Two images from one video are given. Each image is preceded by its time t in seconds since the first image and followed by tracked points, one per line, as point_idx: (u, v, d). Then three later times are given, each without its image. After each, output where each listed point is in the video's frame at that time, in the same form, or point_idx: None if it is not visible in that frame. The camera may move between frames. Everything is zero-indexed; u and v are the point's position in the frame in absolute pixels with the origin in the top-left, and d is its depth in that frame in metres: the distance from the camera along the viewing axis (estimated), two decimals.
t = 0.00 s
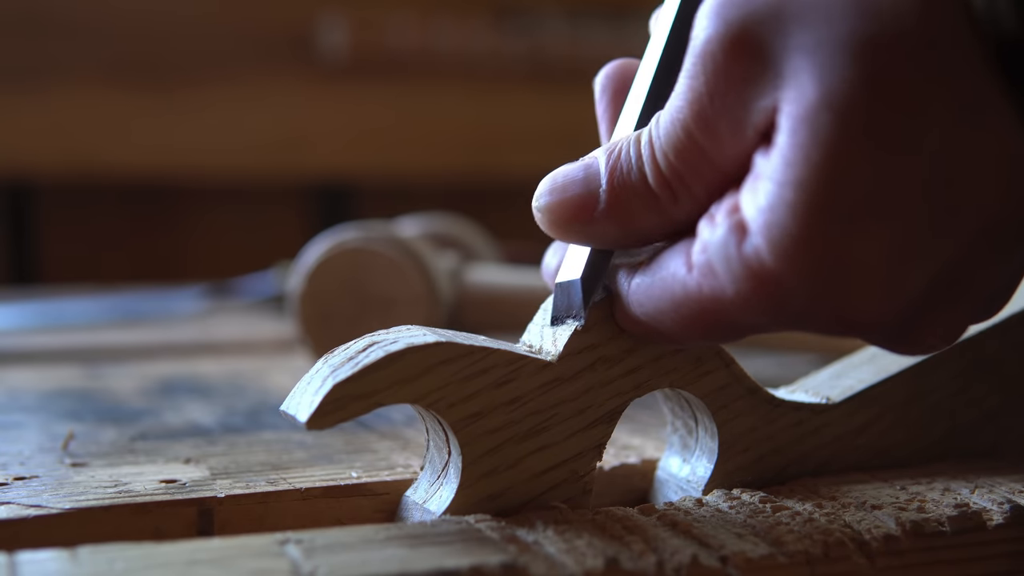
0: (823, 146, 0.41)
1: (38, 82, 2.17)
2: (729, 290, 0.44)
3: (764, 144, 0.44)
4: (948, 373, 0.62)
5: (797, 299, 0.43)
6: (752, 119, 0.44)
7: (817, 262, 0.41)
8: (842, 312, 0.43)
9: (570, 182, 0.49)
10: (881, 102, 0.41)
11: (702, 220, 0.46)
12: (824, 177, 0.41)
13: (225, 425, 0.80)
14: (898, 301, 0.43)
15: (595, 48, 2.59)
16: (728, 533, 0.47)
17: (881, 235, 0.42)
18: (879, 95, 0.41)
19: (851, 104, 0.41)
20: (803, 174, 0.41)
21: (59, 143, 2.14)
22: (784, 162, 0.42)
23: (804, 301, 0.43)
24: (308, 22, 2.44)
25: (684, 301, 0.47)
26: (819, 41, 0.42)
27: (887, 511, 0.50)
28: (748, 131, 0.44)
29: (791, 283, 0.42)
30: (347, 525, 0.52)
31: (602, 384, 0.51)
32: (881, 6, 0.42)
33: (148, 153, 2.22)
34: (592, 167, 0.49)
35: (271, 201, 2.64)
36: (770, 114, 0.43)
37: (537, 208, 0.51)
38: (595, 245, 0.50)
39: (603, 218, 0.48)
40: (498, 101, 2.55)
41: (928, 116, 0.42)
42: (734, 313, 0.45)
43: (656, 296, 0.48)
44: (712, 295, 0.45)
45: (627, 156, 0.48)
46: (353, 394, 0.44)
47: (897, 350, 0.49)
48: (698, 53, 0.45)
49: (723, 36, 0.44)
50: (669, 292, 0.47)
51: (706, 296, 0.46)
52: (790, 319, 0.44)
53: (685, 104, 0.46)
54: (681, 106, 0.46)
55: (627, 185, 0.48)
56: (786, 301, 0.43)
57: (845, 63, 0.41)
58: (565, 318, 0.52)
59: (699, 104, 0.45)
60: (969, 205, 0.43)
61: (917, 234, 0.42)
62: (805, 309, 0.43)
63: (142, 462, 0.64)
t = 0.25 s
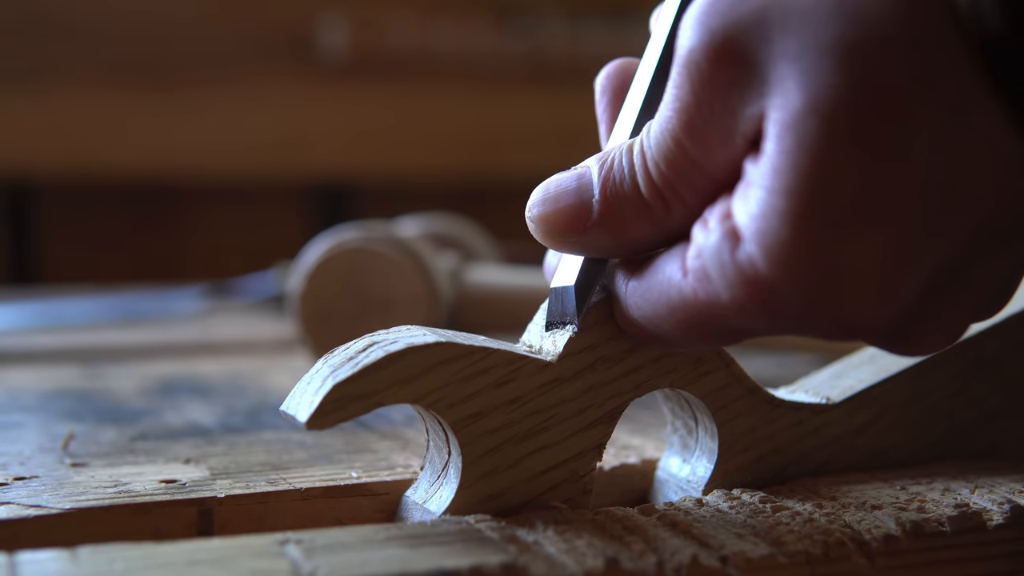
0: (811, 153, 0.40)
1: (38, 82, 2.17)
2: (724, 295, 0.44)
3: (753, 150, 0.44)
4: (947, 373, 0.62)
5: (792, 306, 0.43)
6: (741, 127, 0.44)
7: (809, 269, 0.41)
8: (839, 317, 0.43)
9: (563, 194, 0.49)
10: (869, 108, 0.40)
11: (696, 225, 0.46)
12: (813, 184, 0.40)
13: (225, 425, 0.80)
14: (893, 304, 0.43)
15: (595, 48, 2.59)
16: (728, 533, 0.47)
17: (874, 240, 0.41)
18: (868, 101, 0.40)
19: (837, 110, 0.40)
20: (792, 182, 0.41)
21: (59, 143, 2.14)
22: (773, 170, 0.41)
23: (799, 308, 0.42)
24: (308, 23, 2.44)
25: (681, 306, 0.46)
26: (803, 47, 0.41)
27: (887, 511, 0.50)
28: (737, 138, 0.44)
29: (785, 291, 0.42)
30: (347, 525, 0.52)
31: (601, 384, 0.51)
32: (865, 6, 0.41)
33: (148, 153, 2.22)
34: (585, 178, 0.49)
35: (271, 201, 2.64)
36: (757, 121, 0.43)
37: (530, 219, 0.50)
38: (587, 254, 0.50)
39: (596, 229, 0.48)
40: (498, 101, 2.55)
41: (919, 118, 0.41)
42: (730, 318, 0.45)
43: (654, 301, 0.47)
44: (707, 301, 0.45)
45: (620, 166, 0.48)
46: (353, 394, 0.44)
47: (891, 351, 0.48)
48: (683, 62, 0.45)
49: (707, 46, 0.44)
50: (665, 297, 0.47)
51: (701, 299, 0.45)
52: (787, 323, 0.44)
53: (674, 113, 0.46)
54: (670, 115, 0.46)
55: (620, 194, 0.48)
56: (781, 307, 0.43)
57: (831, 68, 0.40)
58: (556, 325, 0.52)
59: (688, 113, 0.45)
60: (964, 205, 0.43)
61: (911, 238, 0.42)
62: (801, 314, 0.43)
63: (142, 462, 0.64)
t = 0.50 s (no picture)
0: (794, 166, 0.40)
1: (39, 82, 2.17)
2: (713, 307, 0.43)
3: (738, 164, 0.44)
4: (946, 373, 0.62)
5: (781, 319, 0.42)
6: (726, 140, 0.44)
7: (796, 281, 0.40)
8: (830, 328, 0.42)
9: (551, 210, 0.48)
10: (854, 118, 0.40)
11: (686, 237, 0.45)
12: (797, 195, 0.40)
13: (225, 425, 0.80)
14: (880, 314, 0.43)
15: (595, 48, 2.59)
16: (727, 533, 0.47)
17: (860, 250, 0.41)
18: (852, 111, 0.40)
19: (822, 121, 0.40)
20: (777, 194, 0.40)
21: (59, 143, 2.14)
22: (758, 181, 0.41)
23: (789, 320, 0.42)
24: (308, 22, 2.44)
25: (673, 316, 0.46)
26: (788, 58, 0.42)
27: (887, 511, 0.50)
28: (722, 151, 0.44)
29: (773, 304, 0.41)
30: (347, 525, 0.52)
31: (601, 384, 0.51)
32: (849, 18, 0.41)
33: (148, 152, 2.22)
34: (572, 195, 0.48)
35: (271, 200, 2.63)
36: (743, 134, 0.43)
37: (518, 235, 0.50)
38: (576, 271, 0.49)
39: (585, 245, 0.48)
40: (499, 101, 2.55)
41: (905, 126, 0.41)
42: (720, 330, 0.44)
43: (648, 309, 0.47)
44: (697, 313, 0.45)
45: (607, 181, 0.47)
46: (353, 394, 0.44)
47: (880, 358, 0.48)
48: (670, 76, 0.45)
49: (694, 60, 0.44)
50: (658, 306, 0.46)
51: (691, 312, 0.45)
52: (778, 336, 0.43)
53: (661, 127, 0.46)
54: (656, 130, 0.46)
55: (607, 210, 0.47)
56: (769, 320, 0.42)
57: (818, 79, 0.41)
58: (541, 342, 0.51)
59: (674, 128, 0.45)
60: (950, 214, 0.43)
61: (897, 247, 0.42)
62: (792, 326, 0.42)
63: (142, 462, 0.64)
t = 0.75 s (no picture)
0: (807, 146, 0.40)
1: (38, 82, 2.17)
2: (715, 291, 0.44)
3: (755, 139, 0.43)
4: (947, 373, 0.62)
5: (782, 300, 0.42)
6: (745, 115, 0.43)
7: (797, 263, 0.41)
8: (829, 312, 0.42)
9: (570, 175, 0.48)
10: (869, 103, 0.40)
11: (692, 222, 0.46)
12: (806, 176, 0.40)
13: (225, 425, 0.80)
14: (880, 306, 0.43)
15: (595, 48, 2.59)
16: (727, 533, 0.47)
17: (865, 235, 0.41)
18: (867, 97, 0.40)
19: (836, 104, 0.40)
20: (784, 174, 0.41)
21: (59, 143, 2.14)
22: (771, 162, 0.41)
23: (789, 302, 0.42)
24: (308, 22, 2.44)
25: (675, 303, 0.46)
26: (810, 39, 0.42)
27: (887, 511, 0.50)
28: (743, 126, 0.43)
29: (774, 284, 0.42)
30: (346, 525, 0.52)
31: (601, 384, 0.51)
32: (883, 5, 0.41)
33: (147, 153, 2.22)
34: (592, 159, 0.48)
35: (271, 201, 2.63)
36: (762, 109, 0.43)
37: (538, 200, 0.50)
38: (595, 236, 0.50)
39: (604, 212, 0.48)
40: (498, 101, 2.55)
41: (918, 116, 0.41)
42: (722, 314, 0.45)
43: (649, 298, 0.47)
44: (700, 296, 0.45)
45: (627, 147, 0.47)
46: (352, 394, 0.44)
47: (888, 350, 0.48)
48: (693, 47, 0.44)
49: (719, 32, 0.44)
50: (660, 293, 0.47)
51: (694, 297, 0.45)
52: (778, 319, 0.44)
53: (682, 96, 0.45)
54: (677, 100, 0.45)
55: (626, 177, 0.47)
56: (771, 303, 0.42)
57: (836, 62, 0.41)
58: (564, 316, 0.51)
59: (695, 99, 0.44)
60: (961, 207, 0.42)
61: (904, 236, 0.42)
62: (791, 310, 0.43)
63: (142, 462, 0.64)
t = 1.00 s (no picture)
0: (797, 152, 0.40)
1: (38, 82, 2.16)
2: (714, 296, 0.44)
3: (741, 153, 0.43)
4: (948, 373, 0.62)
5: (782, 305, 0.42)
6: (734, 126, 0.43)
7: (796, 266, 0.41)
8: (829, 315, 0.42)
9: (565, 196, 0.48)
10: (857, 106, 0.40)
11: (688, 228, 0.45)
12: (799, 180, 0.40)
13: (225, 425, 0.81)
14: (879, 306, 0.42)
15: (596, 48, 2.59)
16: (728, 533, 0.47)
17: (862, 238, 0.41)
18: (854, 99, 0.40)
19: (824, 108, 0.40)
20: (777, 180, 0.40)
21: (59, 143, 2.14)
22: (760, 168, 0.41)
23: (789, 307, 0.42)
24: (308, 22, 2.44)
25: (674, 308, 0.46)
26: (794, 44, 0.41)
27: (887, 511, 0.50)
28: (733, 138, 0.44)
29: (774, 290, 0.41)
30: (347, 525, 0.52)
31: (601, 384, 0.51)
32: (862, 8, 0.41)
33: (148, 152, 2.22)
34: (586, 179, 0.48)
35: (271, 201, 2.63)
36: (749, 119, 0.43)
37: (532, 222, 0.50)
38: (592, 257, 0.50)
39: (600, 233, 0.48)
40: (498, 101, 2.55)
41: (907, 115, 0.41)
42: (722, 318, 0.44)
43: (649, 303, 0.47)
44: (698, 302, 0.45)
45: (621, 168, 0.47)
46: (354, 394, 0.44)
47: (891, 347, 0.47)
48: (676, 59, 0.45)
49: (701, 44, 0.44)
50: (660, 299, 0.47)
51: (692, 302, 0.45)
52: (779, 323, 0.43)
53: (671, 113, 0.45)
54: (667, 117, 0.45)
55: (622, 197, 0.47)
56: (771, 307, 0.42)
57: (822, 64, 0.41)
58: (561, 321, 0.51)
59: (684, 116, 0.44)
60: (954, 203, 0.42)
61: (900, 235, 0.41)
62: (791, 314, 0.42)
63: (142, 462, 0.64)
